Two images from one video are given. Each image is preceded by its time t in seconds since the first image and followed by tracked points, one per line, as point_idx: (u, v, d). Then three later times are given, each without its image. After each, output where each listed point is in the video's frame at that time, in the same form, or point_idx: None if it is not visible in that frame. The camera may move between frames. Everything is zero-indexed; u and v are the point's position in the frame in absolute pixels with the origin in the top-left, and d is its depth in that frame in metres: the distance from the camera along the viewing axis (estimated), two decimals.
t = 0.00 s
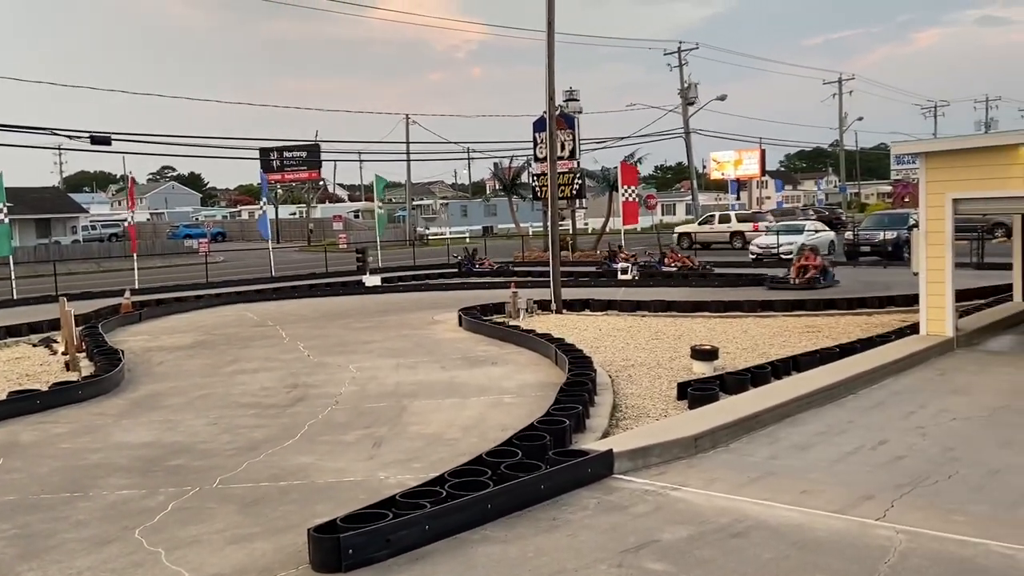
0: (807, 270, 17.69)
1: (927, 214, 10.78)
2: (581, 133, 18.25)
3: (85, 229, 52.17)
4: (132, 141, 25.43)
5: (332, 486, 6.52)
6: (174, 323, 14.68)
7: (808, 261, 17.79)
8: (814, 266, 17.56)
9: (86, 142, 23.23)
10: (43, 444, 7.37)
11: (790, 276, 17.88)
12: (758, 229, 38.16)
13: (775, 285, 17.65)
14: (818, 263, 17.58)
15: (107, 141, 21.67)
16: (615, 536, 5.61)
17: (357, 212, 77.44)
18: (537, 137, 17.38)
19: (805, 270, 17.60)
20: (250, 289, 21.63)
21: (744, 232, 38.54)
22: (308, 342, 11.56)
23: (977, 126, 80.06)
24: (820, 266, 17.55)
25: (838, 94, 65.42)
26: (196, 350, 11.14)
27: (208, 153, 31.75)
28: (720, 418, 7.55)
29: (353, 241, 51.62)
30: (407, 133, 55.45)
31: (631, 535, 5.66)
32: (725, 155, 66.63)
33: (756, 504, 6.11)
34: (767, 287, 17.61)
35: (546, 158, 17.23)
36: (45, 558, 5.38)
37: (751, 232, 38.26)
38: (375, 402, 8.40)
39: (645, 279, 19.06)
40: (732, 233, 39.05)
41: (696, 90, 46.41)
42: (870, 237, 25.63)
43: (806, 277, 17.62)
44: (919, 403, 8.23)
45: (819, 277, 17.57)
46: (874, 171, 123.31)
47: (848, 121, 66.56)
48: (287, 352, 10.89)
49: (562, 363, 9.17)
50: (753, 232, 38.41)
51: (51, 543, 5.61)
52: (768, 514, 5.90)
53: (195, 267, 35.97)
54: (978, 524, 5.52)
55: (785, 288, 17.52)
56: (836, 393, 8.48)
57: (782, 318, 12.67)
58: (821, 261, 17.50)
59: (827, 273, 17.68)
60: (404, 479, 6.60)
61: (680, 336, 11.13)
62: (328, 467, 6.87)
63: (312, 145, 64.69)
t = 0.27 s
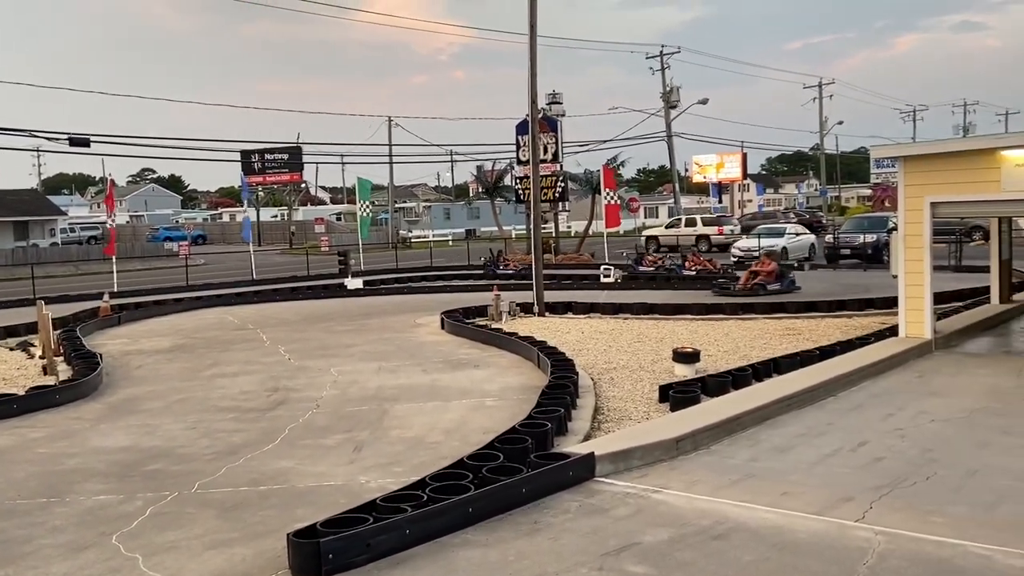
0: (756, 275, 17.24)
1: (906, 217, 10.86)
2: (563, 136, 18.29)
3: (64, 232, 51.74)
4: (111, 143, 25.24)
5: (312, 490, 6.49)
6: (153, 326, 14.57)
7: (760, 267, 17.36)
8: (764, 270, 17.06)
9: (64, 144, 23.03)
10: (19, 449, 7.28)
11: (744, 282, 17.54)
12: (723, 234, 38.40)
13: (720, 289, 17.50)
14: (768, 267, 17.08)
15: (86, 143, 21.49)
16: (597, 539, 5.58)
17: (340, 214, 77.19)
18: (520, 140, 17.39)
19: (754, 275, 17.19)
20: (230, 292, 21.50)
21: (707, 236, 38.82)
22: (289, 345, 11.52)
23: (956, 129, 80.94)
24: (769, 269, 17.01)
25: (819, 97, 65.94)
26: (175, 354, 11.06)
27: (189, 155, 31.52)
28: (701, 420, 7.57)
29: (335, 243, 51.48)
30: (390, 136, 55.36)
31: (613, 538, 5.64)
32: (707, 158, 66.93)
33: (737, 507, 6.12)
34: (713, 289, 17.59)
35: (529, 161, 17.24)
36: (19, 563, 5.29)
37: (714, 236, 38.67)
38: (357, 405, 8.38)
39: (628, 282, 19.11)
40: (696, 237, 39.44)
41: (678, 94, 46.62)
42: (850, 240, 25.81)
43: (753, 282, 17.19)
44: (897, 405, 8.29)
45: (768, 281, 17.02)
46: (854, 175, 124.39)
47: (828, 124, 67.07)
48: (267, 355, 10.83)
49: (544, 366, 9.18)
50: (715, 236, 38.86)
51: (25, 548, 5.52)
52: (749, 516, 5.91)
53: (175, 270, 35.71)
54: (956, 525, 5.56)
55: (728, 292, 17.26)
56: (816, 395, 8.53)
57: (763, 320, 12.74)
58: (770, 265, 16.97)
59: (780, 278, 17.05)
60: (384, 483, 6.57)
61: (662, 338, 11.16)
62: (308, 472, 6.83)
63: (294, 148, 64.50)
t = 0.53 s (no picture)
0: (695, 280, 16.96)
1: (890, 220, 10.91)
2: (550, 138, 18.30)
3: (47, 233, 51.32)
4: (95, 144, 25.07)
5: (298, 493, 6.45)
6: (136, 328, 14.47)
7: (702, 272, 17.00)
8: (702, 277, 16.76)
9: (48, 145, 22.86)
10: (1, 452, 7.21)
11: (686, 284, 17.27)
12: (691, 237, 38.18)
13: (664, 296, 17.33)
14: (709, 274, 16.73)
15: (69, 144, 21.33)
16: (583, 541, 5.58)
17: (327, 216, 76.95)
18: (507, 142, 17.38)
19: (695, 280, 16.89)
20: (215, 294, 21.40)
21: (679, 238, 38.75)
22: (275, 347, 11.47)
23: (940, 132, 81.52)
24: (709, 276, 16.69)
25: (804, 100, 66.22)
26: (160, 356, 10.99)
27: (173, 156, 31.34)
28: (687, 422, 7.59)
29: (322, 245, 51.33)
30: (376, 137, 55.17)
31: (599, 539, 5.64)
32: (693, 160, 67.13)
33: (723, 509, 6.13)
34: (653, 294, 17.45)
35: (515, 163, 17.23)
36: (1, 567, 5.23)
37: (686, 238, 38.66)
38: (343, 408, 8.35)
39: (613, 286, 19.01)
40: (669, 240, 39.38)
41: (665, 96, 46.75)
42: (835, 242, 25.93)
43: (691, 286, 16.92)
44: (882, 406, 8.34)
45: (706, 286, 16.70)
46: (840, 178, 124.98)
47: (814, 127, 67.42)
48: (253, 358, 10.78)
49: (530, 368, 9.18)
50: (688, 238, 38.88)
51: (8, 552, 5.46)
52: (735, 518, 5.92)
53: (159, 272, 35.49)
54: (940, 525, 5.59)
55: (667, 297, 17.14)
56: (802, 397, 8.56)
57: (750, 322, 12.78)
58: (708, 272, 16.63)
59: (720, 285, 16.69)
60: (370, 486, 6.55)
61: (648, 340, 11.18)
62: (294, 475, 6.80)
63: (280, 149, 64.28)
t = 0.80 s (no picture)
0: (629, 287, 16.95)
1: (879, 221, 10.96)
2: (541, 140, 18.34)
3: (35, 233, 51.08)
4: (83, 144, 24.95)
5: (288, 494, 6.44)
6: (125, 329, 14.41)
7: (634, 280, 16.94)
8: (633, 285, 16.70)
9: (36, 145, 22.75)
10: None
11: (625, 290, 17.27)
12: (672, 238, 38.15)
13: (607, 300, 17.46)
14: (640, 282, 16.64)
15: (58, 144, 21.23)
16: (573, 542, 5.59)
17: (317, 217, 76.77)
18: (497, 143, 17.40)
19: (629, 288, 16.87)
20: (204, 295, 21.32)
21: (657, 239, 38.66)
22: (265, 348, 11.45)
23: (930, 134, 81.88)
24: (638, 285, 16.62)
25: (794, 102, 66.49)
26: (149, 357, 10.95)
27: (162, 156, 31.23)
28: (678, 423, 7.61)
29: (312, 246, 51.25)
30: (367, 139, 55.08)
31: (590, 540, 5.65)
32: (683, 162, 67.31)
33: (713, 509, 6.15)
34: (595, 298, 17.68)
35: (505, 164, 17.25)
36: None
37: (664, 239, 38.58)
38: (333, 409, 8.34)
39: (601, 284, 18.77)
40: (647, 241, 39.45)
41: (655, 98, 46.88)
42: (825, 243, 26.05)
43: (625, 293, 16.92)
44: (871, 407, 8.38)
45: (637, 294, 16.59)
46: (830, 180, 125.52)
47: (803, 129, 67.70)
48: (243, 359, 10.75)
49: (521, 369, 9.19)
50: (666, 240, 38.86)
51: None
52: (725, 519, 5.94)
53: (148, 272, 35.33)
54: (928, 525, 5.62)
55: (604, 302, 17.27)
56: (791, 398, 8.59)
57: (740, 323, 12.82)
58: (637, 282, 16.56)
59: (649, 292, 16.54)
60: (361, 487, 6.54)
61: (638, 341, 11.21)
62: (284, 476, 6.78)
63: (270, 150, 64.14)
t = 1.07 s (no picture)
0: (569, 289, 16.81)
1: (871, 222, 11.01)
2: (534, 140, 18.37)
3: (26, 233, 50.97)
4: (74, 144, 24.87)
5: (282, 494, 6.43)
6: (118, 329, 14.38)
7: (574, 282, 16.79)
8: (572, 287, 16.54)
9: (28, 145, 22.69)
10: None
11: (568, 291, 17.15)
12: (653, 238, 38.06)
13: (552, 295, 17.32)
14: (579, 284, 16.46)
15: (50, 144, 21.19)
16: (567, 542, 5.60)
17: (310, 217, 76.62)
18: (491, 143, 17.41)
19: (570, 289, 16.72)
20: (197, 295, 21.27)
21: (640, 239, 38.55)
22: (258, 348, 11.44)
23: (921, 135, 82.16)
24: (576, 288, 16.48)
25: (786, 102, 66.67)
26: (142, 357, 10.92)
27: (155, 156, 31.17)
28: (670, 423, 7.63)
29: (305, 246, 51.17)
30: (360, 139, 55.02)
31: (583, 540, 5.66)
32: (676, 163, 67.42)
33: (706, 509, 6.16)
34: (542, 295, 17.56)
35: (499, 165, 17.27)
36: None
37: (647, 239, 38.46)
38: (327, 409, 8.34)
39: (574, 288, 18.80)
40: (629, 241, 39.43)
41: (648, 99, 46.96)
42: (817, 244, 26.16)
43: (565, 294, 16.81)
44: (863, 407, 8.41)
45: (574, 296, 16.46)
46: (823, 181, 125.91)
47: (796, 131, 67.90)
48: (236, 359, 10.73)
49: (514, 369, 9.21)
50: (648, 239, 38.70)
51: None
52: (718, 519, 5.96)
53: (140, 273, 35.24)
54: (921, 525, 5.64)
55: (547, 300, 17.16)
56: (784, 398, 8.62)
57: (733, 323, 12.86)
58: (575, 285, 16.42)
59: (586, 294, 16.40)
60: (354, 487, 6.54)
61: (632, 342, 11.23)
62: (277, 476, 6.78)
63: (263, 150, 64.04)
